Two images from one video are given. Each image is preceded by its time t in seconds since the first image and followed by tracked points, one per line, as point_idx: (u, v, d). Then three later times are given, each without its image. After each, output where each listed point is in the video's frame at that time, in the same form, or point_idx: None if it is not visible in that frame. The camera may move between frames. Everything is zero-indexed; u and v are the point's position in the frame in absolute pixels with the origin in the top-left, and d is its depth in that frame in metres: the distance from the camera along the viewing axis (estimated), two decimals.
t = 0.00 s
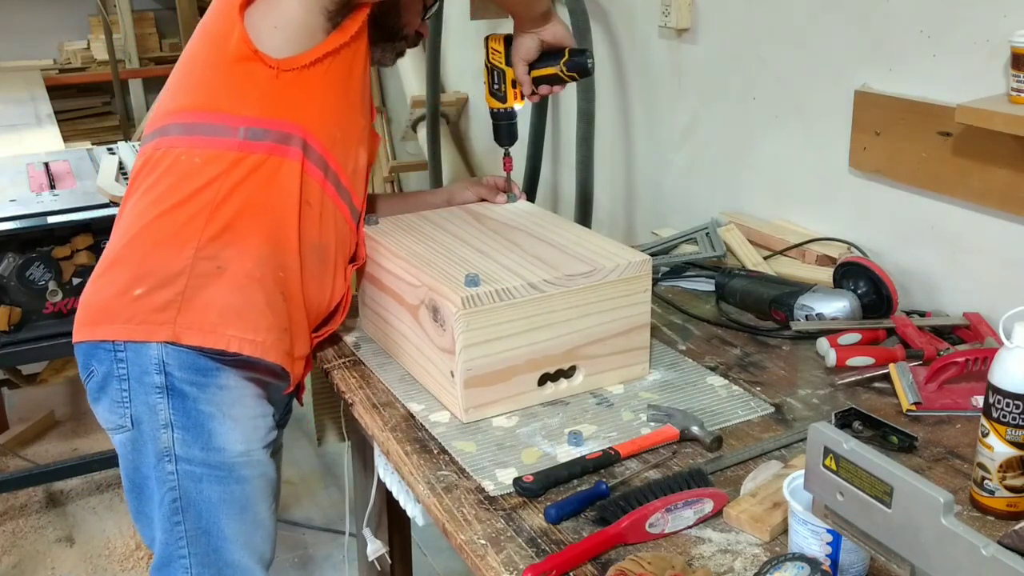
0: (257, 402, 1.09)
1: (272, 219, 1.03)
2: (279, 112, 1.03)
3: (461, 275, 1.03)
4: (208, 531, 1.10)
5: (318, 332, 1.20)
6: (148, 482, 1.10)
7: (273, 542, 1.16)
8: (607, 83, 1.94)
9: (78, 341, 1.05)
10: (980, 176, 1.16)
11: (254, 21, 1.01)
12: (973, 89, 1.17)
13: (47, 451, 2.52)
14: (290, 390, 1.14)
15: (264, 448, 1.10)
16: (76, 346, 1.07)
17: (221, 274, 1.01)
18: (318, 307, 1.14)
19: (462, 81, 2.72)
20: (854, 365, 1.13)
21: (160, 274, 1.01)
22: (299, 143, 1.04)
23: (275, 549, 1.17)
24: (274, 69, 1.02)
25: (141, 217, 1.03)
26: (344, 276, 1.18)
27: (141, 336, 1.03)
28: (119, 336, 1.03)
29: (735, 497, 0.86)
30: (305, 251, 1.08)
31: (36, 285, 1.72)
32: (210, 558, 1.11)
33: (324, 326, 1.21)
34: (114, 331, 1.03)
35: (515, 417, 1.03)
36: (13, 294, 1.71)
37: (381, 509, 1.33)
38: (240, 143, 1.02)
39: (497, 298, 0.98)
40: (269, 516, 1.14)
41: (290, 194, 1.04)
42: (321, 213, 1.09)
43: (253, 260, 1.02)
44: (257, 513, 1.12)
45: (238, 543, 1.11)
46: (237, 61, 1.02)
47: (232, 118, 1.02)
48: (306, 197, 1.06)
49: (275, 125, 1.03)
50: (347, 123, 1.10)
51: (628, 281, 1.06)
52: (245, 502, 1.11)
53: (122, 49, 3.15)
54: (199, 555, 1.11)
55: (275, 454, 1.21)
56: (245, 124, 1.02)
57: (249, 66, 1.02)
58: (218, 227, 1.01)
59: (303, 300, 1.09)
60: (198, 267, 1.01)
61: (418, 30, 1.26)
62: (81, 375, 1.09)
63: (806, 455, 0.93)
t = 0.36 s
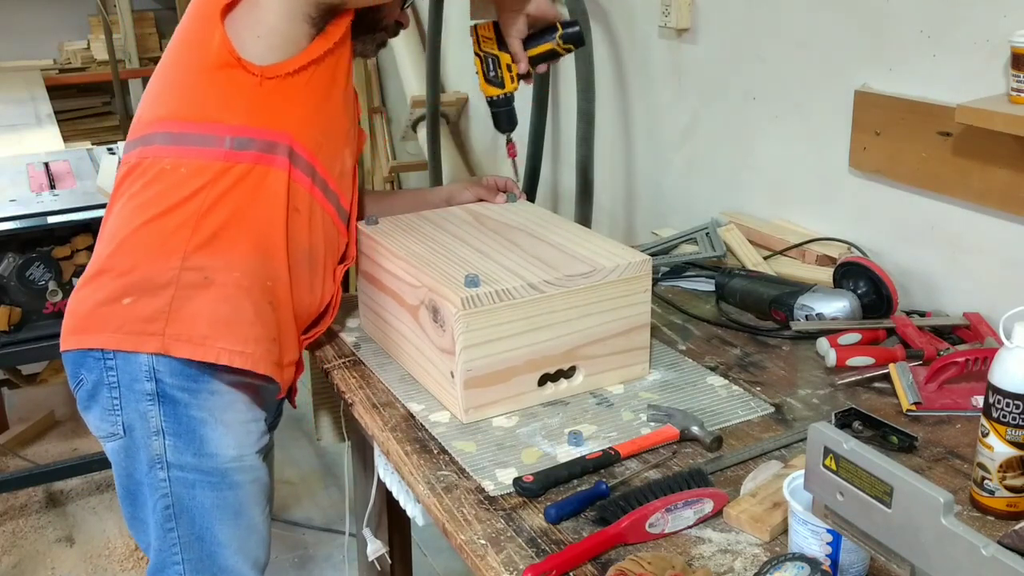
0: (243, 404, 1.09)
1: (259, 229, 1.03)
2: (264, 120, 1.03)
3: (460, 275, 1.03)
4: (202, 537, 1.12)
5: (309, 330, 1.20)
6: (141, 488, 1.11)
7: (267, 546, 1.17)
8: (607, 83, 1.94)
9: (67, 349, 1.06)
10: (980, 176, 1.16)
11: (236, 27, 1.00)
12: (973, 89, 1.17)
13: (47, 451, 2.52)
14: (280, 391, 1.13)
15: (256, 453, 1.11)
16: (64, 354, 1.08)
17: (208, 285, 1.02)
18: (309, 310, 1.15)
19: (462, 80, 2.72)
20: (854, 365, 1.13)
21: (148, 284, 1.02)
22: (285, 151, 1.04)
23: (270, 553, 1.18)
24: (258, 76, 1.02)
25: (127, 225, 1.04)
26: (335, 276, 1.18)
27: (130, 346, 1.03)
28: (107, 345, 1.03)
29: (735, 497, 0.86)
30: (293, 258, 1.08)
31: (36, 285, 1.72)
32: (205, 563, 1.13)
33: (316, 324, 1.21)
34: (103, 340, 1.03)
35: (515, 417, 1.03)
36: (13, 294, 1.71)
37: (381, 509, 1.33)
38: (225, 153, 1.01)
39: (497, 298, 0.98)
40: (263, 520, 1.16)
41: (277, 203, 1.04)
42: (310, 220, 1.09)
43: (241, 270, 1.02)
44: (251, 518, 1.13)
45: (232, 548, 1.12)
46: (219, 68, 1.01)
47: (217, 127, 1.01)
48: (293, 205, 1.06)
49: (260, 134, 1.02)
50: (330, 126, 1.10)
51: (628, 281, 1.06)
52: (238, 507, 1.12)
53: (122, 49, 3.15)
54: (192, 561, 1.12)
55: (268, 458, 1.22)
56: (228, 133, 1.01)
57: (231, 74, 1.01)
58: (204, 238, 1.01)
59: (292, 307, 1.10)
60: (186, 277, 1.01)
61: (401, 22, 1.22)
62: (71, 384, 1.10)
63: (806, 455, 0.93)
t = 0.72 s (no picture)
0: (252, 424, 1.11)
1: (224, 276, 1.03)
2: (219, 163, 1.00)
3: (460, 275, 1.03)
4: (210, 529, 1.14)
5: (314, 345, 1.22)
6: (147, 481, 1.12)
7: (275, 537, 1.20)
8: (607, 84, 1.94)
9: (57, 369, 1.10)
10: (980, 176, 1.16)
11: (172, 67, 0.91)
12: (973, 89, 1.17)
13: (47, 451, 2.52)
14: (279, 419, 1.16)
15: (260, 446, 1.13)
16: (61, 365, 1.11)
17: (174, 332, 1.02)
18: (295, 334, 1.14)
19: (462, 81, 2.72)
20: (854, 365, 1.13)
21: (119, 325, 1.03)
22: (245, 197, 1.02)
23: (279, 543, 1.20)
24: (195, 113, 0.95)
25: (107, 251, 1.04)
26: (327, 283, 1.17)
27: (105, 383, 1.06)
28: (84, 377, 1.06)
29: (735, 497, 0.86)
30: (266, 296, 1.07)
31: (36, 285, 1.72)
32: (213, 556, 1.15)
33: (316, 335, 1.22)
34: (81, 371, 1.06)
35: (515, 417, 1.03)
36: (13, 294, 1.71)
37: (381, 509, 1.33)
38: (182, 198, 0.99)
39: (497, 298, 0.98)
40: (270, 510, 1.18)
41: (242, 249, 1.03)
42: (285, 257, 1.08)
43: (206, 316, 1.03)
44: (258, 508, 1.15)
45: (241, 539, 1.15)
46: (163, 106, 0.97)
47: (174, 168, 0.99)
48: (260, 248, 1.05)
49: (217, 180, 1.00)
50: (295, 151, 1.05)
51: (628, 281, 1.06)
52: (244, 497, 1.14)
53: (122, 49, 3.15)
54: (200, 552, 1.14)
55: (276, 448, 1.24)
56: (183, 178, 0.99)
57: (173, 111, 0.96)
58: (169, 286, 1.01)
59: (268, 340, 1.10)
60: (151, 322, 1.02)
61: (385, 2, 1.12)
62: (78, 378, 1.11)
63: (806, 455, 0.93)
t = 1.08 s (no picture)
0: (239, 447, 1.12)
1: (214, 301, 1.03)
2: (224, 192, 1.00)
3: (460, 275, 1.03)
4: (196, 534, 1.14)
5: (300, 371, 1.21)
6: (133, 484, 1.12)
7: (262, 542, 1.20)
8: (607, 84, 1.94)
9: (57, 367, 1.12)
10: (980, 176, 1.16)
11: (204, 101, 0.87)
12: (973, 90, 1.17)
13: (47, 451, 2.52)
14: (263, 444, 1.16)
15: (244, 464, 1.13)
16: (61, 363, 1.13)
17: (163, 348, 1.03)
18: (286, 361, 1.14)
19: (462, 80, 2.72)
20: (854, 365, 1.13)
21: (110, 334, 1.04)
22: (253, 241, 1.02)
23: (264, 549, 1.21)
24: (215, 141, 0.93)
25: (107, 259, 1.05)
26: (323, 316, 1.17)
27: (94, 388, 1.07)
28: (78, 379, 1.08)
29: (735, 496, 0.86)
30: (259, 324, 1.07)
31: (36, 285, 1.72)
32: (199, 560, 1.16)
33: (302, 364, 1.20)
34: (74, 373, 1.08)
35: (515, 417, 1.03)
36: (13, 294, 1.71)
37: (381, 509, 1.33)
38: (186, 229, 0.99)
39: (497, 298, 0.98)
40: (257, 517, 1.18)
41: (236, 279, 1.03)
42: (281, 291, 1.07)
43: (196, 336, 1.03)
44: (245, 515, 1.16)
45: (226, 545, 1.16)
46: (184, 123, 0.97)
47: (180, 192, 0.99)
48: (258, 278, 1.05)
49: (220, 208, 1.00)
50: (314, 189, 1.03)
51: (628, 281, 1.06)
52: (231, 505, 1.14)
53: (122, 49, 3.15)
54: (185, 556, 1.15)
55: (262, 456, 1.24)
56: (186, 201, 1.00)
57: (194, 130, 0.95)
58: (161, 304, 1.02)
59: (258, 367, 1.10)
60: (142, 338, 1.03)
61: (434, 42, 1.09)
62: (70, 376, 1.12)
63: (806, 455, 0.93)
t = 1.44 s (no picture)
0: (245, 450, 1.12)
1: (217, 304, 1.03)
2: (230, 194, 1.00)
3: (461, 275, 1.03)
4: (200, 537, 1.14)
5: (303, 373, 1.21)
6: (137, 486, 1.12)
7: (267, 545, 1.21)
8: (607, 84, 1.94)
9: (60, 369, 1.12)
10: (980, 176, 1.16)
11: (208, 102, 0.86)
12: (973, 90, 1.17)
13: (47, 451, 2.52)
14: (267, 447, 1.16)
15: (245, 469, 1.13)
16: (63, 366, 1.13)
17: (167, 351, 1.03)
18: (290, 364, 1.14)
19: (461, 80, 2.72)
20: (854, 365, 1.13)
21: (113, 337, 1.04)
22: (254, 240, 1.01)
23: (268, 551, 1.21)
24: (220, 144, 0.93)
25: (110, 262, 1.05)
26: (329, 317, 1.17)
27: (99, 391, 1.07)
28: (81, 381, 1.08)
29: (735, 496, 0.86)
30: (264, 327, 1.07)
31: (36, 285, 1.72)
32: (203, 562, 1.16)
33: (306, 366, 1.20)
34: (78, 375, 1.09)
35: (515, 417, 1.03)
36: (13, 294, 1.71)
37: (381, 510, 1.33)
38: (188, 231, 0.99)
39: (497, 298, 0.98)
40: (262, 520, 1.18)
41: (241, 282, 1.03)
42: (286, 293, 1.07)
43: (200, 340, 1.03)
44: (249, 518, 1.16)
45: (231, 547, 1.16)
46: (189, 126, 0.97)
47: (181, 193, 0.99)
48: (263, 281, 1.05)
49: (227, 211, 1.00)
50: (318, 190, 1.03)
51: (628, 281, 1.06)
52: (236, 507, 1.14)
53: (122, 49, 3.15)
54: (190, 559, 1.15)
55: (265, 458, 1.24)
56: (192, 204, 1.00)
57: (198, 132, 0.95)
58: (166, 307, 1.02)
59: (263, 370, 1.10)
60: (146, 341, 1.03)
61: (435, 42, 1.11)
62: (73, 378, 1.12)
63: (806, 455, 0.93)
